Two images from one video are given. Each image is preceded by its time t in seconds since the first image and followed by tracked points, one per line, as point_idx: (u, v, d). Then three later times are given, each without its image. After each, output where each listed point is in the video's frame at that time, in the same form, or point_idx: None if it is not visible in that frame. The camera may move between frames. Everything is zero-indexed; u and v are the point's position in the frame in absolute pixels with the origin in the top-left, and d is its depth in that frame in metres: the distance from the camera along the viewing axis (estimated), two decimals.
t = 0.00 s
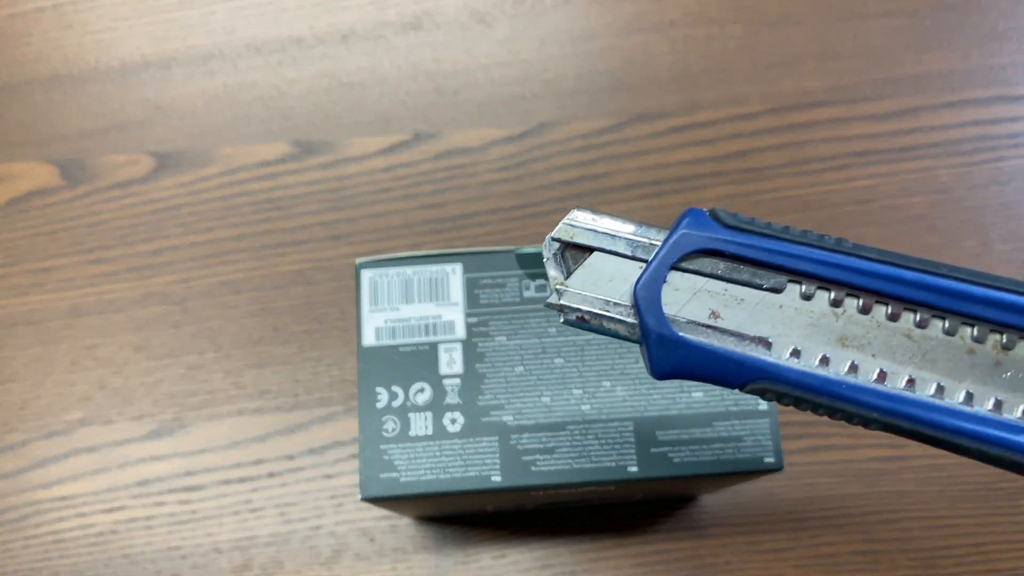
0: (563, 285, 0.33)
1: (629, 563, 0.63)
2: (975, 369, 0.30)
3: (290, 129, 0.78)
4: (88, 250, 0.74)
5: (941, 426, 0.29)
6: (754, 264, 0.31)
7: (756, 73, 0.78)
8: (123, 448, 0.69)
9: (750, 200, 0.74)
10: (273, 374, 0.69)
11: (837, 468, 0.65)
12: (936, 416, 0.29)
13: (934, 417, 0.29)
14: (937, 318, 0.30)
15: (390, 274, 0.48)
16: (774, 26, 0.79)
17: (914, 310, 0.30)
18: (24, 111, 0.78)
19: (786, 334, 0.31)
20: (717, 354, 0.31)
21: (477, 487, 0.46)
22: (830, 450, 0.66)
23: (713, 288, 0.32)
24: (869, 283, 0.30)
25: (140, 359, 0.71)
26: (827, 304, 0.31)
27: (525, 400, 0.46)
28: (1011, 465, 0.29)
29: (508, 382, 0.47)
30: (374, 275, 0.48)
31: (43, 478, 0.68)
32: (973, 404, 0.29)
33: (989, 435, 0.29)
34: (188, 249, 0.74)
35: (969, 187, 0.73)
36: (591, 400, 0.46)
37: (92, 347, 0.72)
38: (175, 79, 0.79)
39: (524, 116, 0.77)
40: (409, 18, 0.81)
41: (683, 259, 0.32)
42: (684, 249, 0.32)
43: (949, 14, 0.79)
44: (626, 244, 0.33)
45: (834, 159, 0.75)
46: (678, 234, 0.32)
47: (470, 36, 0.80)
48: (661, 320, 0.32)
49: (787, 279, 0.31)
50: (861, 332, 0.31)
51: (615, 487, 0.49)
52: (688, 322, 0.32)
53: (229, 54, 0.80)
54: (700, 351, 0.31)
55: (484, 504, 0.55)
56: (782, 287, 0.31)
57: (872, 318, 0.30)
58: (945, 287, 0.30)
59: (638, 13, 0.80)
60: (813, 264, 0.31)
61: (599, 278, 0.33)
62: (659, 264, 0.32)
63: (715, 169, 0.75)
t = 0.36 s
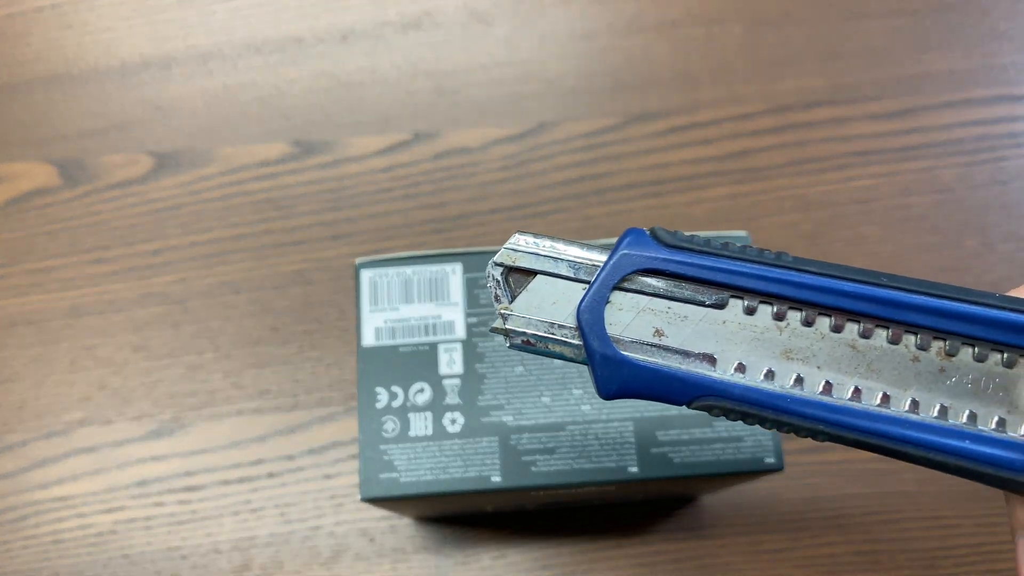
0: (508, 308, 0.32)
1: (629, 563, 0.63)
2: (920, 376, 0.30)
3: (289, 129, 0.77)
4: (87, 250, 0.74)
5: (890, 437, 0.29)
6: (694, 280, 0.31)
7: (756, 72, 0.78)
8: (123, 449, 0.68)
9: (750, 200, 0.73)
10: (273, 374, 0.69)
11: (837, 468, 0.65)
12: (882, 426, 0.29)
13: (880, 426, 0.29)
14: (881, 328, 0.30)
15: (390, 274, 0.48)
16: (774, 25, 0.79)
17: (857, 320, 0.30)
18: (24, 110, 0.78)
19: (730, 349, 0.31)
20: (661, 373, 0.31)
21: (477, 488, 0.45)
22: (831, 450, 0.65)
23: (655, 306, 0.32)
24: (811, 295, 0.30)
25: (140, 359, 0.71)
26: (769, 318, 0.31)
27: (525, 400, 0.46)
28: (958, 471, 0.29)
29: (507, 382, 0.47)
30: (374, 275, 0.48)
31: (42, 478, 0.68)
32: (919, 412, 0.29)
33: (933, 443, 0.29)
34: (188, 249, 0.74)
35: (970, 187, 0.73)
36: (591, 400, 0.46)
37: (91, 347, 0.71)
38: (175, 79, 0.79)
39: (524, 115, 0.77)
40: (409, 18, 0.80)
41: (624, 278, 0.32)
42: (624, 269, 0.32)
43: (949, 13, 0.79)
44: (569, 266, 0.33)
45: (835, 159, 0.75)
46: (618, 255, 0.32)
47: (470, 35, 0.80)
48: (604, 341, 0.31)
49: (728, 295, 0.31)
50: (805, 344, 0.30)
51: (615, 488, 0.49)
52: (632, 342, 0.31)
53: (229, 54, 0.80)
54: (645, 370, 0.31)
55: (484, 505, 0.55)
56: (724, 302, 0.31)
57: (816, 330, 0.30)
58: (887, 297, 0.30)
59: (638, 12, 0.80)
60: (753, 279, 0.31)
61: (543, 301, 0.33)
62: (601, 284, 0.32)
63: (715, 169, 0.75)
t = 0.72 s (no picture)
0: (464, 330, 0.34)
1: (628, 563, 0.63)
2: (877, 372, 0.32)
3: (289, 129, 0.77)
4: (86, 250, 0.74)
5: (848, 436, 0.32)
6: (653, 292, 0.32)
7: (756, 72, 0.78)
8: (123, 449, 0.68)
9: (750, 200, 0.73)
10: (273, 373, 0.69)
11: (838, 468, 0.65)
12: (839, 424, 0.32)
13: (838, 425, 0.32)
14: (838, 328, 0.32)
15: (390, 274, 0.48)
16: (774, 25, 0.79)
17: (815, 322, 0.32)
18: (23, 110, 0.78)
19: (691, 355, 0.33)
20: (624, 384, 0.32)
21: (477, 488, 0.45)
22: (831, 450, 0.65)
23: (614, 317, 0.33)
24: (767, 302, 0.31)
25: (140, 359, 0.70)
26: (727, 323, 0.32)
27: (525, 400, 0.46)
28: (913, 459, 0.32)
29: (507, 382, 0.46)
30: (374, 275, 0.48)
31: (42, 478, 0.68)
32: (876, 407, 0.32)
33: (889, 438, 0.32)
34: (187, 249, 0.74)
35: (971, 187, 0.73)
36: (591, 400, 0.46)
37: (91, 347, 0.71)
38: (174, 78, 0.79)
39: (524, 115, 0.77)
40: (409, 18, 0.80)
41: (581, 293, 0.32)
42: (581, 284, 0.32)
43: (950, 13, 0.79)
44: (525, 283, 0.33)
45: (835, 159, 0.75)
46: (573, 271, 0.32)
47: (470, 35, 0.80)
48: (566, 357, 0.32)
49: (684, 303, 0.32)
50: (764, 348, 0.32)
51: (616, 488, 0.49)
52: (593, 354, 0.33)
53: (229, 54, 0.80)
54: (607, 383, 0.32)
55: (485, 505, 0.55)
56: (681, 310, 0.32)
57: (774, 333, 0.32)
58: (842, 301, 0.31)
59: (638, 12, 0.80)
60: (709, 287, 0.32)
61: (500, 318, 0.34)
62: (559, 300, 0.33)
63: (715, 169, 0.75)
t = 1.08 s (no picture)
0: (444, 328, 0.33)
1: (628, 563, 0.63)
2: (848, 352, 0.32)
3: (289, 129, 0.77)
4: (86, 250, 0.74)
5: (824, 414, 0.32)
6: (625, 283, 0.32)
7: (757, 72, 0.78)
8: (123, 449, 0.68)
9: (750, 200, 0.73)
10: (273, 374, 0.69)
11: (838, 468, 0.65)
12: (815, 405, 0.32)
13: (813, 405, 0.32)
14: (808, 311, 0.32)
15: (390, 274, 0.48)
16: (774, 25, 0.79)
17: (785, 305, 0.32)
18: (23, 110, 0.78)
19: (666, 343, 0.32)
20: (602, 373, 0.32)
21: (477, 488, 0.45)
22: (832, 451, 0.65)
23: (590, 308, 0.33)
24: (737, 287, 0.31)
25: (140, 359, 0.70)
26: (699, 310, 0.32)
27: (524, 401, 0.46)
28: (890, 435, 0.32)
29: (508, 382, 0.46)
30: (375, 275, 0.48)
31: (42, 478, 0.68)
32: (849, 385, 0.32)
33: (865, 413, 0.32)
34: (187, 249, 0.74)
35: (971, 186, 0.73)
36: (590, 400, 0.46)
37: (91, 347, 0.71)
38: (174, 78, 0.79)
39: (524, 115, 0.77)
40: (408, 17, 0.80)
41: (554, 287, 0.32)
42: (555, 278, 0.32)
43: (950, 13, 0.79)
44: (501, 279, 0.33)
45: (835, 159, 0.75)
46: (547, 265, 0.32)
47: (470, 35, 0.80)
48: (543, 349, 0.32)
49: (657, 292, 0.32)
50: (736, 333, 0.32)
51: (615, 488, 0.49)
52: (571, 346, 0.33)
53: (229, 54, 0.80)
54: (587, 374, 0.32)
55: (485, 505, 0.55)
56: (654, 300, 0.32)
57: (745, 318, 0.32)
58: (810, 282, 0.31)
59: (638, 12, 0.80)
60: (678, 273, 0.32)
61: (478, 314, 0.34)
62: (535, 295, 0.32)
63: (715, 169, 0.75)
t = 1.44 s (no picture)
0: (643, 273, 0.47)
1: (627, 560, 0.64)
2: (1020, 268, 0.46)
3: (291, 130, 0.78)
4: (90, 250, 0.75)
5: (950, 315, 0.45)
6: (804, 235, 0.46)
7: (754, 74, 0.79)
8: (126, 447, 0.69)
9: (748, 200, 0.74)
10: (275, 373, 0.70)
11: (834, 465, 0.66)
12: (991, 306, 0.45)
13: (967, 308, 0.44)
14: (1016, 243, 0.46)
15: (390, 274, 0.48)
16: (771, 28, 0.80)
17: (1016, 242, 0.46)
18: (27, 111, 0.79)
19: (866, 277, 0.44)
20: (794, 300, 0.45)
21: (478, 485, 0.46)
22: (827, 449, 0.66)
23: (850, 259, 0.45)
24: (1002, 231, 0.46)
25: (143, 358, 0.71)
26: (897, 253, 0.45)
27: (524, 399, 0.47)
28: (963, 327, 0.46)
29: (508, 381, 0.47)
30: (375, 275, 0.48)
31: (46, 477, 0.69)
32: None
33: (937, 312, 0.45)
34: (190, 249, 0.75)
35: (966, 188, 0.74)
36: (590, 399, 0.47)
37: (95, 347, 0.72)
38: (177, 80, 0.80)
39: (524, 117, 0.78)
40: (409, 20, 0.81)
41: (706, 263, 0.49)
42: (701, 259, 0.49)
43: (945, 16, 0.79)
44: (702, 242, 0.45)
45: (833, 160, 0.75)
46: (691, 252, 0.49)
47: (470, 37, 0.80)
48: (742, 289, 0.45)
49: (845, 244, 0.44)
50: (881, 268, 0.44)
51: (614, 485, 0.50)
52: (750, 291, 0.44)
53: (231, 56, 0.80)
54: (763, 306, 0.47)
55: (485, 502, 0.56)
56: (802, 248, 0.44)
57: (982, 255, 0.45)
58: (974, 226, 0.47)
59: (637, 15, 0.81)
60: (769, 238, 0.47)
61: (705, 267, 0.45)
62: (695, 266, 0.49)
63: (713, 170, 0.75)
